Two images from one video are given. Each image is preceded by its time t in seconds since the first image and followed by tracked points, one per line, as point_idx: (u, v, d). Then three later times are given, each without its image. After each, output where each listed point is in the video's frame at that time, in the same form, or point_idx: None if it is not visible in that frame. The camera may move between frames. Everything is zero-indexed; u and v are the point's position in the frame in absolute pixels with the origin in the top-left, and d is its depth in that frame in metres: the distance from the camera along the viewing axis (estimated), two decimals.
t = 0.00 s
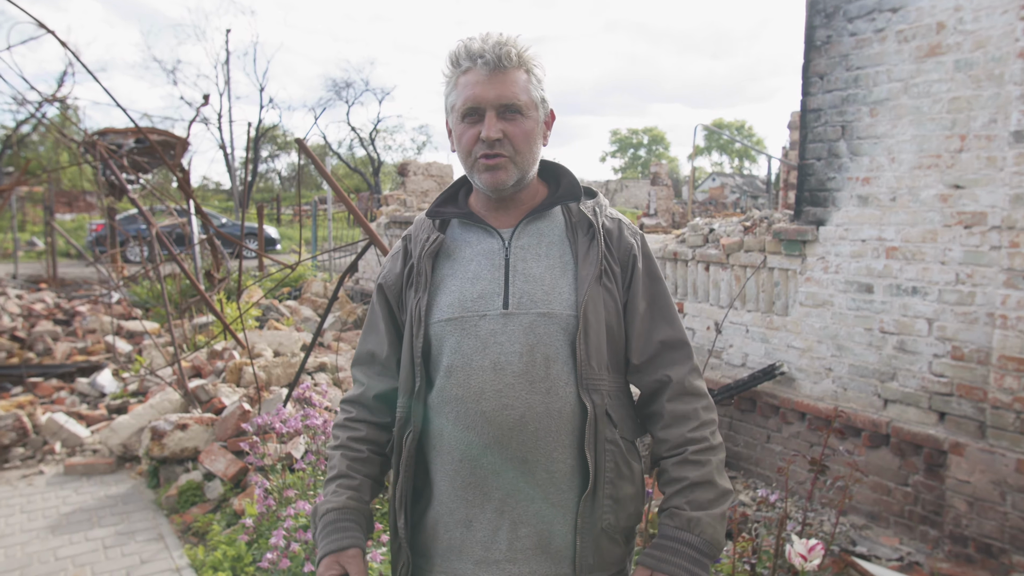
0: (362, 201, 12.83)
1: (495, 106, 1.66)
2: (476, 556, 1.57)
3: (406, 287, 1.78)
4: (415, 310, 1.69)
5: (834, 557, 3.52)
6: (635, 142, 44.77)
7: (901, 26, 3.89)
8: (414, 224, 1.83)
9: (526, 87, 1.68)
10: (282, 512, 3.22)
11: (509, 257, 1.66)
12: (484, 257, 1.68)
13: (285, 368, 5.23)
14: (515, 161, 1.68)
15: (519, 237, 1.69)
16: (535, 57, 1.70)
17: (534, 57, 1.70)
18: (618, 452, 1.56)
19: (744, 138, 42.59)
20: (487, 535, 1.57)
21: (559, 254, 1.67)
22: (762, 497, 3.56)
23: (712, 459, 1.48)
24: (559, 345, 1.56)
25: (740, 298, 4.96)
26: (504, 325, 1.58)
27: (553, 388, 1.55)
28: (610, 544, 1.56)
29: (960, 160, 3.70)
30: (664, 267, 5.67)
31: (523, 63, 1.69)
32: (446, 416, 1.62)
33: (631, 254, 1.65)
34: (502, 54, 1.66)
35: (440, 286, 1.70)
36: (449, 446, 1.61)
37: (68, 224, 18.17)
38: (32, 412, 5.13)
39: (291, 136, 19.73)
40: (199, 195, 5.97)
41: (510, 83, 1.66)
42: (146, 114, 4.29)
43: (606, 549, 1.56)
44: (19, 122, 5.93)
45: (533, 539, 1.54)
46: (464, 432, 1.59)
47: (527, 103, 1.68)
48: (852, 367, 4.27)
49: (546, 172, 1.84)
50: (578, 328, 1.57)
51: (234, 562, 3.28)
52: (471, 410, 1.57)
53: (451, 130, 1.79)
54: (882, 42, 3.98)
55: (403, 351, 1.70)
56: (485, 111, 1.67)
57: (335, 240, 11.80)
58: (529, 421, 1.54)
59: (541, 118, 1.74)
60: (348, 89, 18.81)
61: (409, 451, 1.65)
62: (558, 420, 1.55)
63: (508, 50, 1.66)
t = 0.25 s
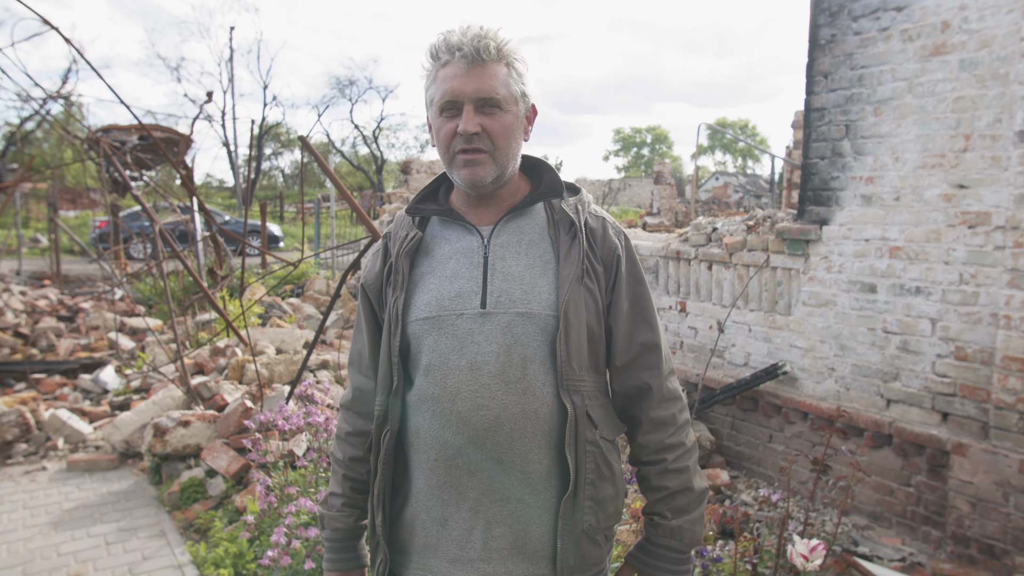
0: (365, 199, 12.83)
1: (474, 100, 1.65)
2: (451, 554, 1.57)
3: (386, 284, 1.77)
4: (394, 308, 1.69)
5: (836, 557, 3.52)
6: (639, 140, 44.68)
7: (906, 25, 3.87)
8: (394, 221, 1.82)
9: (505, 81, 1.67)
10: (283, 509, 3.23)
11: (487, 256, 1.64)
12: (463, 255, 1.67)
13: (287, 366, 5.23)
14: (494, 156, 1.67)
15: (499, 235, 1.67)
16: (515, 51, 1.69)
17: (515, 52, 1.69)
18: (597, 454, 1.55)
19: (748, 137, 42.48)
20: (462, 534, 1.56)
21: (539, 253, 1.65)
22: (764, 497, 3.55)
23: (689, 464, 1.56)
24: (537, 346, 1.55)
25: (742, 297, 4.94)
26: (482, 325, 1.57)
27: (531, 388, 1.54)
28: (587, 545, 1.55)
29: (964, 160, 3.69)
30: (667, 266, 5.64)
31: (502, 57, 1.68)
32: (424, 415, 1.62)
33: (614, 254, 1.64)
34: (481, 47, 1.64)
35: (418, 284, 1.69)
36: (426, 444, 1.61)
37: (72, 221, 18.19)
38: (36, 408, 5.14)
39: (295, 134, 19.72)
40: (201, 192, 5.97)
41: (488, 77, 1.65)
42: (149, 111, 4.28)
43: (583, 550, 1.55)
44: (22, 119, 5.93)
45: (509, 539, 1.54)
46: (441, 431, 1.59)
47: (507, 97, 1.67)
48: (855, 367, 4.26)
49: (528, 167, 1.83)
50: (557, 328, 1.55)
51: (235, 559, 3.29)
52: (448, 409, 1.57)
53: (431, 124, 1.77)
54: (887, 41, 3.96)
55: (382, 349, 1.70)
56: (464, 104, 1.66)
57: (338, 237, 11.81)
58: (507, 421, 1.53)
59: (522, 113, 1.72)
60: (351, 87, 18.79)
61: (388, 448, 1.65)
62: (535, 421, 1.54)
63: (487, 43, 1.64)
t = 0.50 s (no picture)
0: (367, 199, 12.83)
1: (432, 103, 1.66)
2: (423, 553, 1.59)
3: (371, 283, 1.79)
4: (375, 307, 1.70)
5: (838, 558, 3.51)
6: (641, 141, 44.66)
7: (909, 26, 3.87)
8: (379, 220, 1.83)
9: (466, 82, 1.65)
10: (286, 509, 3.22)
11: (467, 258, 1.64)
12: (444, 256, 1.68)
13: (289, 365, 5.24)
14: (452, 159, 1.67)
15: (480, 237, 1.67)
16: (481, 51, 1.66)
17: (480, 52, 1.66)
18: (571, 458, 1.53)
19: (751, 138, 42.46)
20: (435, 534, 1.58)
21: (520, 256, 1.64)
22: (767, 498, 3.55)
23: (669, 470, 1.54)
24: (513, 349, 1.54)
25: (745, 298, 4.94)
26: (459, 327, 1.57)
27: (506, 391, 1.54)
28: (559, 550, 1.53)
29: (968, 161, 3.69)
30: (669, 267, 5.63)
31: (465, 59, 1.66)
32: (401, 415, 1.63)
33: (595, 258, 1.61)
34: (441, 50, 1.65)
35: (400, 285, 1.71)
36: (403, 443, 1.63)
37: (75, 220, 18.21)
38: (39, 407, 5.15)
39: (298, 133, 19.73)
40: (205, 191, 5.97)
41: (447, 79, 1.65)
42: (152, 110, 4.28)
43: (555, 555, 1.54)
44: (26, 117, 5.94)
45: (480, 539, 1.54)
46: (416, 431, 1.60)
47: (466, 99, 1.65)
48: (857, 368, 4.26)
49: (514, 168, 1.83)
50: (533, 332, 1.54)
51: (238, 558, 3.29)
52: (423, 410, 1.58)
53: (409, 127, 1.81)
54: (891, 42, 3.96)
55: (363, 348, 1.72)
56: (423, 107, 1.67)
57: (341, 237, 11.82)
58: (480, 423, 1.54)
59: (487, 115, 1.68)
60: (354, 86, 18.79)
61: (366, 446, 1.68)
62: (510, 424, 1.54)
63: (446, 46, 1.64)
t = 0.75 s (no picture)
0: (370, 198, 12.83)
1: (399, 107, 1.71)
2: (395, 543, 1.62)
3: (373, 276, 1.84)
4: (369, 298, 1.75)
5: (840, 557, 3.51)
6: (642, 140, 44.63)
7: (912, 26, 3.87)
8: (386, 214, 1.88)
9: (428, 85, 1.67)
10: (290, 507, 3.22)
11: (456, 254, 1.65)
12: (436, 251, 1.70)
13: (292, 364, 5.24)
14: (414, 161, 1.71)
15: (471, 234, 1.67)
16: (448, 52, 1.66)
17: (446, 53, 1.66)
18: (545, 461, 1.49)
19: (753, 137, 42.42)
20: (407, 524, 1.60)
21: (508, 254, 1.62)
22: (770, 497, 3.55)
23: (646, 484, 1.45)
24: (491, 346, 1.54)
25: (747, 297, 4.94)
26: (441, 322, 1.58)
27: (482, 388, 1.53)
28: (527, 554, 1.50)
29: (970, 160, 3.69)
30: (671, 266, 5.63)
31: (432, 61, 1.68)
32: (385, 406, 1.66)
33: (585, 260, 1.56)
34: (411, 54, 1.70)
35: (394, 277, 1.75)
36: (386, 434, 1.66)
37: (78, 219, 18.23)
38: (42, 405, 5.16)
39: (300, 132, 19.74)
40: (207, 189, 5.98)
41: (414, 82, 1.68)
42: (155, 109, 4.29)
43: (522, 558, 1.50)
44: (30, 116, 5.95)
45: (449, 533, 1.56)
46: (397, 422, 1.63)
47: (426, 101, 1.67)
48: (860, 368, 4.26)
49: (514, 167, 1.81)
50: (511, 331, 1.52)
51: (240, 555, 3.34)
52: (403, 401, 1.61)
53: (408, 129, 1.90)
54: (894, 42, 3.96)
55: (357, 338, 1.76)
56: (395, 111, 1.74)
57: (344, 236, 11.82)
58: (455, 418, 1.54)
59: (451, 115, 1.66)
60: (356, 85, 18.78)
61: (354, 434, 1.72)
62: (485, 421, 1.53)
63: (414, 49, 1.68)
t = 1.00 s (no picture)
0: (374, 195, 12.85)
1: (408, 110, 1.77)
2: (392, 530, 1.66)
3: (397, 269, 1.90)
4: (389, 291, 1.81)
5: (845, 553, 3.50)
6: (646, 138, 44.56)
7: (918, 22, 3.86)
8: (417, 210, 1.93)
9: (427, 86, 1.69)
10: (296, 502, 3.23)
11: (466, 249, 1.66)
12: (450, 246, 1.72)
13: (297, 360, 5.26)
14: (418, 162, 1.75)
15: (482, 230, 1.68)
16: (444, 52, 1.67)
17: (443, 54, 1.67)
18: (535, 464, 1.44)
19: (756, 135, 42.33)
20: (403, 513, 1.64)
21: (515, 252, 1.60)
22: (774, 494, 3.56)
23: (645, 499, 1.34)
24: (487, 343, 1.53)
25: (752, 295, 4.94)
26: (444, 316, 1.60)
27: (477, 384, 1.53)
28: (510, 559, 1.45)
29: (976, 157, 3.68)
30: (676, 263, 5.63)
31: (432, 62, 1.70)
32: (393, 397, 1.70)
33: (592, 259, 1.49)
34: (416, 58, 1.73)
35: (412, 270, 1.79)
36: (393, 425, 1.70)
37: (83, 216, 18.30)
38: (49, 401, 5.19)
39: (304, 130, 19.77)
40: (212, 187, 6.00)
41: (418, 84, 1.72)
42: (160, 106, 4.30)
43: (505, 563, 1.46)
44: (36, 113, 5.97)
45: (439, 526, 1.57)
46: (401, 413, 1.66)
47: (424, 102, 1.69)
48: (865, 365, 4.26)
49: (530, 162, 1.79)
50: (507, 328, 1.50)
51: (247, 551, 3.36)
52: (406, 393, 1.64)
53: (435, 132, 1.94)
54: (900, 38, 3.95)
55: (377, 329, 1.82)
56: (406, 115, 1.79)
57: (348, 233, 11.85)
58: (449, 412, 1.56)
59: (445, 115, 1.66)
60: (359, 83, 18.78)
61: (367, 422, 1.78)
62: (479, 417, 1.53)
63: (417, 52, 1.72)
